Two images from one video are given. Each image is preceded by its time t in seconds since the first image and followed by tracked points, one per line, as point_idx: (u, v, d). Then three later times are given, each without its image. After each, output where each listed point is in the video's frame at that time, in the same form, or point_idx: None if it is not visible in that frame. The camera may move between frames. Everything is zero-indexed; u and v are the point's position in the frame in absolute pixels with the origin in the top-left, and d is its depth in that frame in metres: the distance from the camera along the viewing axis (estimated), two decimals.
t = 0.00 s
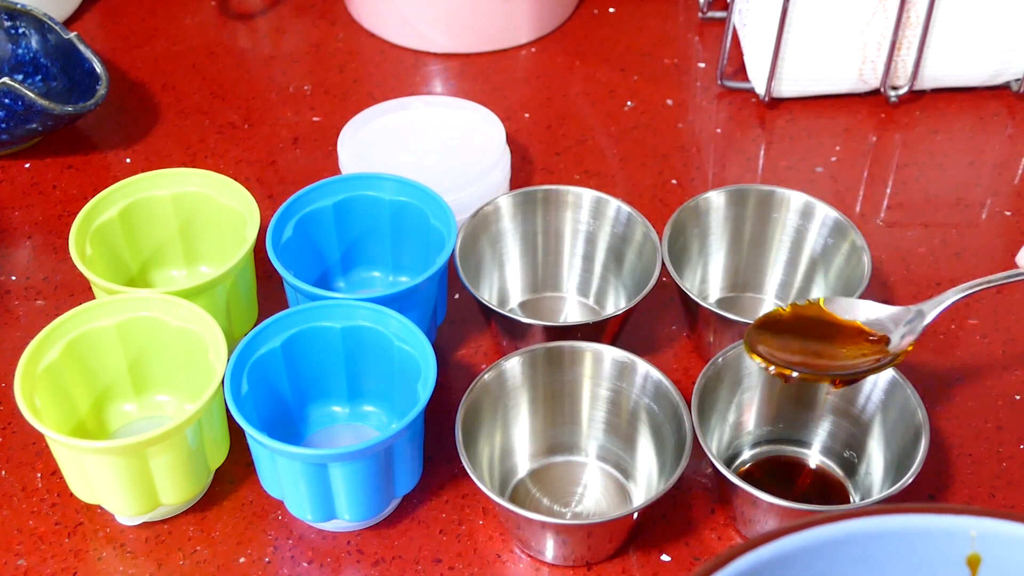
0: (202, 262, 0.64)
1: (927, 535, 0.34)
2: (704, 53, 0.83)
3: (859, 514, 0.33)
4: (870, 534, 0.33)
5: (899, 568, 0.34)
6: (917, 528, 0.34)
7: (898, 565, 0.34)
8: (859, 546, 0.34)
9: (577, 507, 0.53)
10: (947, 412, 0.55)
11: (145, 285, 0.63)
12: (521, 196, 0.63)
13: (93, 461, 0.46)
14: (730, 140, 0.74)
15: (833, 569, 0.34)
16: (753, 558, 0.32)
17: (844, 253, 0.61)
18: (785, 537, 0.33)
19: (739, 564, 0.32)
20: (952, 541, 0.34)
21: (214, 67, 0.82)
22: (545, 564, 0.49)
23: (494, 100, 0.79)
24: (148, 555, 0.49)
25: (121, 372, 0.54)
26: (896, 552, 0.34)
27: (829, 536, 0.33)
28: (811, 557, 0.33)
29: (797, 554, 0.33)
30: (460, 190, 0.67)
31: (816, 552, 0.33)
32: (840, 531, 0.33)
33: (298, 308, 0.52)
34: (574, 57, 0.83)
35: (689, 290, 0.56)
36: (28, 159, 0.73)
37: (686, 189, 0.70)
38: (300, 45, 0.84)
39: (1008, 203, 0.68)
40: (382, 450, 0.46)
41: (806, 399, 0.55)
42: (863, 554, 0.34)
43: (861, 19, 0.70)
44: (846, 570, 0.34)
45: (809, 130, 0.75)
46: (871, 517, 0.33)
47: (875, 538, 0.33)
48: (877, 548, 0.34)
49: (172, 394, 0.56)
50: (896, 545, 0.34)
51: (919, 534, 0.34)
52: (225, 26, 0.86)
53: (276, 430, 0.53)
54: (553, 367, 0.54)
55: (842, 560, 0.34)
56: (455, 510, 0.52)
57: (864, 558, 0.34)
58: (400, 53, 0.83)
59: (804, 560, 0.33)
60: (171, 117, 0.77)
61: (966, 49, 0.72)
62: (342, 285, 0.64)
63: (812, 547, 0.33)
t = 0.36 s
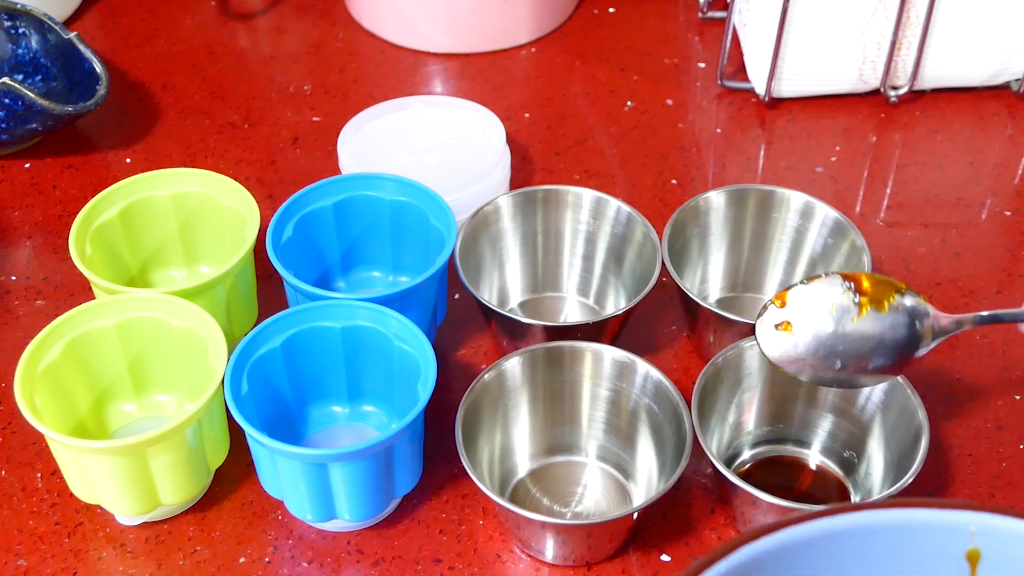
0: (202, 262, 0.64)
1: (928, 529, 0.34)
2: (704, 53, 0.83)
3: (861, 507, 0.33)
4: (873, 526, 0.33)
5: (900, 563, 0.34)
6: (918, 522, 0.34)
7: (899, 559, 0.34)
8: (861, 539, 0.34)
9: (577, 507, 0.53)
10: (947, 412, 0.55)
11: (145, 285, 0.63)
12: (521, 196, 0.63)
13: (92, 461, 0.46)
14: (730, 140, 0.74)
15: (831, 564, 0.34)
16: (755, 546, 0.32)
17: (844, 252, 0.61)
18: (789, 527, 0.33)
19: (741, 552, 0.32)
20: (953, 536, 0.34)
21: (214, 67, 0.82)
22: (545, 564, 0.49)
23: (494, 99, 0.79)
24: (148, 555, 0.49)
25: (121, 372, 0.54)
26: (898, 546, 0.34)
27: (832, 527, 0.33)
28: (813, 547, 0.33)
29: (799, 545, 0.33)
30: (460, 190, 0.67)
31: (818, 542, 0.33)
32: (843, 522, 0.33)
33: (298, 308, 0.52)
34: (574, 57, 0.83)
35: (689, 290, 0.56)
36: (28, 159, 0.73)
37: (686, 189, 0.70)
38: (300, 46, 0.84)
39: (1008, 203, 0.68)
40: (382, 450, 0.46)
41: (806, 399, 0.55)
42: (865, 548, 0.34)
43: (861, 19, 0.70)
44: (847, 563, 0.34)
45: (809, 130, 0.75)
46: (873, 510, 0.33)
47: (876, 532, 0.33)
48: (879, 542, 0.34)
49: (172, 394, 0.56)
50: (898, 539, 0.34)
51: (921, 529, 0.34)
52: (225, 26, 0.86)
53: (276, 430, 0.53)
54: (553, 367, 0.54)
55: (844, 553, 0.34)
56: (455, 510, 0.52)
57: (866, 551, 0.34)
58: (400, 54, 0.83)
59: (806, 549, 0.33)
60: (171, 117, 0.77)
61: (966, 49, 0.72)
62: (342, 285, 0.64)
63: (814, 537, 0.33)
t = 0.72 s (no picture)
0: (202, 261, 0.64)
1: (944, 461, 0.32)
2: (703, 53, 0.83)
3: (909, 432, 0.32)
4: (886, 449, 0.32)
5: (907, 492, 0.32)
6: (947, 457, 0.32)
7: (907, 488, 0.32)
8: (883, 462, 0.32)
9: (577, 507, 0.53)
10: (947, 412, 0.55)
11: (145, 285, 0.63)
12: (521, 196, 0.63)
13: (92, 461, 0.46)
14: (730, 140, 0.74)
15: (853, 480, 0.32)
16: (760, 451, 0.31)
17: (844, 252, 0.61)
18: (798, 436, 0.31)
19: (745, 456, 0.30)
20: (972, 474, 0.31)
21: (214, 67, 0.82)
22: (545, 564, 0.49)
23: (494, 100, 0.79)
24: (148, 555, 0.49)
25: (121, 372, 0.54)
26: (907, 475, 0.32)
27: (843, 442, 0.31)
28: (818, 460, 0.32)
29: (834, 452, 0.31)
30: (460, 190, 0.67)
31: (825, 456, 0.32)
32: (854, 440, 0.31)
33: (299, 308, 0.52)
34: (574, 57, 0.83)
35: (689, 290, 0.56)
36: (28, 159, 0.73)
37: (686, 189, 0.70)
38: (300, 45, 0.84)
39: (1008, 203, 0.68)
40: (382, 450, 0.46)
41: (806, 400, 0.56)
42: (885, 472, 0.32)
43: (861, 19, 0.70)
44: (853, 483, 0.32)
45: (809, 130, 0.75)
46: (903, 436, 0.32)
47: (907, 458, 0.32)
48: (888, 466, 0.32)
49: (172, 394, 0.56)
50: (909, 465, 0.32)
51: (936, 460, 0.32)
52: (225, 26, 0.86)
53: (276, 430, 0.53)
54: (553, 367, 0.54)
55: (868, 476, 0.32)
56: (455, 510, 0.52)
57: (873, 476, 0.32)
58: (400, 53, 0.83)
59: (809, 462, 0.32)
60: (171, 117, 0.77)
61: (966, 49, 0.72)
62: (342, 285, 0.64)
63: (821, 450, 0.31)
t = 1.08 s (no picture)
0: (202, 262, 0.64)
1: (979, 483, 0.31)
2: (703, 53, 0.83)
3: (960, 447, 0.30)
4: (950, 454, 0.29)
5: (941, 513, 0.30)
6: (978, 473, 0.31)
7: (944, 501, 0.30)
8: (939, 465, 0.29)
9: (577, 507, 0.53)
10: (947, 412, 0.55)
11: (145, 285, 0.63)
12: (521, 196, 0.63)
13: (92, 461, 0.46)
14: (730, 140, 0.74)
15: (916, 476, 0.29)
16: (864, 402, 0.26)
17: (844, 252, 0.61)
18: (895, 410, 0.27)
19: (850, 392, 0.25)
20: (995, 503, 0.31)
21: (214, 67, 0.82)
22: (545, 564, 0.49)
23: (493, 99, 0.79)
24: (148, 555, 0.49)
25: (121, 372, 0.54)
26: (949, 489, 0.30)
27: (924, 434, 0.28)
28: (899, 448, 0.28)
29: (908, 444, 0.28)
30: (460, 190, 0.67)
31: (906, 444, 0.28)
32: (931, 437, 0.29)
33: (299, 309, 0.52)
34: (574, 57, 0.83)
35: (689, 290, 0.56)
36: (28, 159, 0.73)
37: (686, 189, 0.70)
38: (300, 45, 0.84)
39: (1008, 203, 0.68)
40: (382, 450, 0.46)
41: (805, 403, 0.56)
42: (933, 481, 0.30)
43: (861, 19, 0.70)
44: (912, 487, 0.29)
45: (809, 130, 0.75)
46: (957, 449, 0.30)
47: (951, 466, 0.30)
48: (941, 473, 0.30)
49: (172, 394, 0.56)
50: (957, 479, 0.30)
51: (972, 479, 0.31)
52: (225, 26, 0.86)
53: (276, 430, 0.53)
54: (552, 367, 0.54)
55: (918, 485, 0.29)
56: (455, 510, 0.52)
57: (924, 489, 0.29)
58: (400, 53, 0.83)
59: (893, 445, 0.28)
60: (170, 117, 0.77)
61: (966, 49, 0.72)
62: (342, 285, 0.64)
63: (905, 435, 0.28)
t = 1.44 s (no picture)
0: (202, 262, 0.64)
1: (965, 489, 0.30)
2: (703, 53, 0.83)
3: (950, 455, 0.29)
4: (937, 459, 0.29)
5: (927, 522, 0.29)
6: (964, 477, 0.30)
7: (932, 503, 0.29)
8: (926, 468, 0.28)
9: (577, 507, 0.53)
10: (947, 412, 0.55)
11: (145, 285, 0.63)
12: (521, 196, 0.63)
13: (92, 461, 0.46)
14: (730, 140, 0.74)
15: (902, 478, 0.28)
16: (849, 405, 0.26)
17: (844, 253, 0.61)
18: (872, 408, 0.26)
19: (841, 396, 0.25)
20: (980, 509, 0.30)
21: (214, 67, 0.82)
22: (545, 564, 0.49)
23: (493, 99, 0.79)
24: (148, 555, 0.49)
25: (121, 373, 0.54)
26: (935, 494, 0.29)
27: (904, 434, 0.27)
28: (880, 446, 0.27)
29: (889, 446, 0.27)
30: (460, 190, 0.67)
31: (887, 444, 0.27)
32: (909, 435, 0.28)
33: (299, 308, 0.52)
34: (574, 57, 0.83)
35: (689, 290, 0.56)
36: (28, 159, 0.73)
37: (686, 189, 0.70)
38: (300, 45, 0.84)
39: (1008, 203, 0.68)
40: (382, 450, 0.46)
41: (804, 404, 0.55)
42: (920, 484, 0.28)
43: (861, 19, 0.70)
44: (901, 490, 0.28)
45: (809, 130, 0.75)
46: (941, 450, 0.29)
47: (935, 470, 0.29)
48: (924, 479, 0.29)
49: (172, 394, 0.56)
50: (941, 484, 0.29)
51: (961, 486, 0.30)
52: (225, 26, 0.86)
53: (276, 430, 0.53)
54: (552, 367, 0.54)
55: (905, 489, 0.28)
56: (455, 510, 0.52)
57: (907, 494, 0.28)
58: (400, 54, 0.83)
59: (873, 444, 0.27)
60: (171, 117, 0.77)
61: (966, 49, 0.72)
62: (342, 285, 0.64)
63: (886, 436, 0.27)
